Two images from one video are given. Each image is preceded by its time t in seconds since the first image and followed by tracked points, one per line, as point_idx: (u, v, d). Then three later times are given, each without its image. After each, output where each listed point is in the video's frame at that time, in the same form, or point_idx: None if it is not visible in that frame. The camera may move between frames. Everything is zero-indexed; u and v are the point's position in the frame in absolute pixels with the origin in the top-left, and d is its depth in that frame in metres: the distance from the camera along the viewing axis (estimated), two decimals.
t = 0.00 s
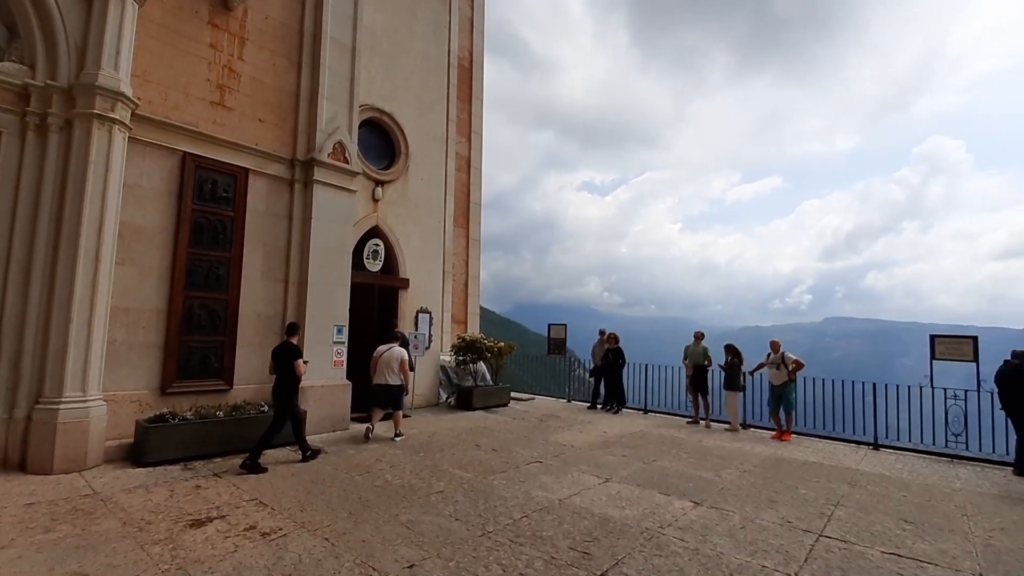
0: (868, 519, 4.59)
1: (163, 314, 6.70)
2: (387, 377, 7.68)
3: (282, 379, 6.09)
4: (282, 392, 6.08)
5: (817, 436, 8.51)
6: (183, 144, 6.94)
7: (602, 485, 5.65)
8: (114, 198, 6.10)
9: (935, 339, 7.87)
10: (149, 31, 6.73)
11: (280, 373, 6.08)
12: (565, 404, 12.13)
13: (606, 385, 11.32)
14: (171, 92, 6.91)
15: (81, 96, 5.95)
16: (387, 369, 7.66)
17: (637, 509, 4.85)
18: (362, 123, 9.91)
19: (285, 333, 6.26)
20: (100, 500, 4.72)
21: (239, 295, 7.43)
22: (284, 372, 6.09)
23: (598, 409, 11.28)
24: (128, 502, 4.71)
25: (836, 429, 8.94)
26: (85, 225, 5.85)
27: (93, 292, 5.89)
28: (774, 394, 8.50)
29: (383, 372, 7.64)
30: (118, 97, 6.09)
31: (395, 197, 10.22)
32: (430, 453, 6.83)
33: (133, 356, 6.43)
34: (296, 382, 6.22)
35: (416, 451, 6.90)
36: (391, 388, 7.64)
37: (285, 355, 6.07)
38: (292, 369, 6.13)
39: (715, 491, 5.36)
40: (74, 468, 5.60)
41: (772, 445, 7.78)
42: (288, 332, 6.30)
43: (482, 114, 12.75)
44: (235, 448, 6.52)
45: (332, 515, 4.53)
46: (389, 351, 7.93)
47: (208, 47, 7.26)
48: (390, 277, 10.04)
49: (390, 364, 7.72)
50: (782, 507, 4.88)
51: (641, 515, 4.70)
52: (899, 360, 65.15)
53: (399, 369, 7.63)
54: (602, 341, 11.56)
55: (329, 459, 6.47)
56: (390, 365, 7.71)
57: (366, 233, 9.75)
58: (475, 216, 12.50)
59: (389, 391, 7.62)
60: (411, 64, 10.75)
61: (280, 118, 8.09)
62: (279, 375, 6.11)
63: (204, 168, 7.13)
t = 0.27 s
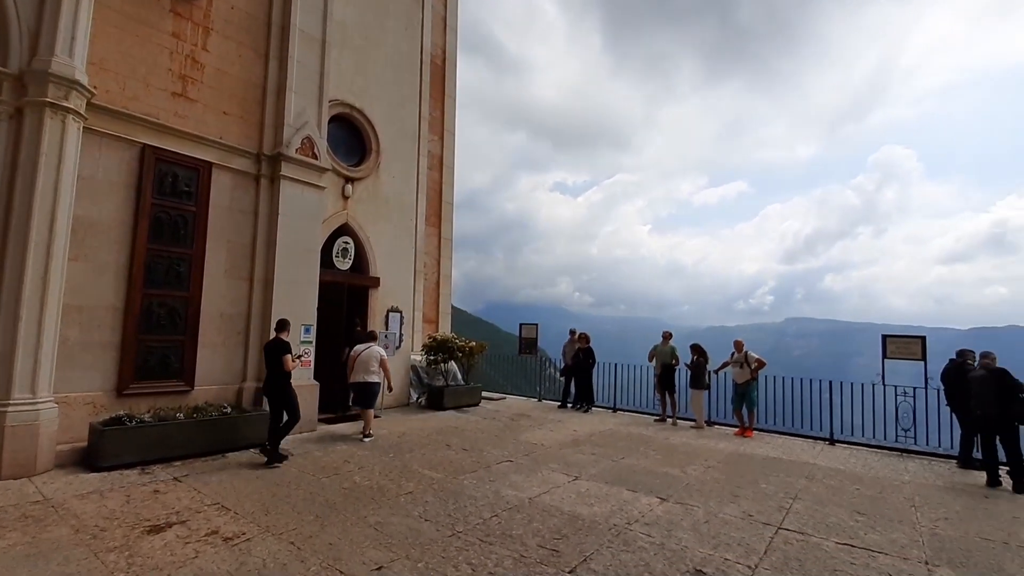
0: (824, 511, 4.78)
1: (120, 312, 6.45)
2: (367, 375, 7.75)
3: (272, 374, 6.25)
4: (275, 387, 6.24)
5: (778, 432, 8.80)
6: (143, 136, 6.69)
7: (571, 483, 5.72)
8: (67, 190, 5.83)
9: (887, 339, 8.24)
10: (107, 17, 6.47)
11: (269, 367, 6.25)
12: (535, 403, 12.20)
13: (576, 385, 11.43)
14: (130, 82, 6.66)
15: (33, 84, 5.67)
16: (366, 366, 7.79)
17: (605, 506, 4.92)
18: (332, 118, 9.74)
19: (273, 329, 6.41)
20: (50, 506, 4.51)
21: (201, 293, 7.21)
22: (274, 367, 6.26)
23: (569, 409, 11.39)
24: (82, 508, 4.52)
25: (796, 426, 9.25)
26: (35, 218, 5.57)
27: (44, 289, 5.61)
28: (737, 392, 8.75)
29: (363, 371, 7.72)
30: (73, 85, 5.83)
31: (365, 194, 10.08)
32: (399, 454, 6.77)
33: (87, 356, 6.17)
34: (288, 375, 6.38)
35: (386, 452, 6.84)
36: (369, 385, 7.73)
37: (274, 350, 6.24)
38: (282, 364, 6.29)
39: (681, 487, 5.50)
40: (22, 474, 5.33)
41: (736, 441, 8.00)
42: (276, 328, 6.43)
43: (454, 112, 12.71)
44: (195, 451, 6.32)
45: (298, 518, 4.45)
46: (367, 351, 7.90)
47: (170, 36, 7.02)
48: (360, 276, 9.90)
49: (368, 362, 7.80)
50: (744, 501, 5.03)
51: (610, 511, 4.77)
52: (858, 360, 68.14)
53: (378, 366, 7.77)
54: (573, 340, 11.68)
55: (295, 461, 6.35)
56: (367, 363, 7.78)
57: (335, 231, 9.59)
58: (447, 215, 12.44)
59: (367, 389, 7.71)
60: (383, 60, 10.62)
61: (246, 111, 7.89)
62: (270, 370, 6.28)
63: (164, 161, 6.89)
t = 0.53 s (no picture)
0: (781, 504, 4.97)
1: (71, 310, 6.16)
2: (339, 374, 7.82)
3: (258, 376, 6.27)
4: (262, 389, 6.27)
5: (739, 428, 9.09)
6: (97, 126, 6.40)
7: (539, 481, 5.77)
8: (14, 181, 5.52)
9: (841, 338, 8.62)
10: None
11: (257, 370, 6.27)
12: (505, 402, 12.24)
13: (545, 383, 11.52)
14: (84, 69, 6.36)
15: None
16: (338, 365, 7.84)
17: (573, 503, 4.99)
18: (299, 113, 9.54)
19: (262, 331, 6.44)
20: None
21: (159, 290, 6.95)
22: (261, 369, 6.27)
23: (538, 407, 11.47)
24: (28, 515, 4.30)
25: (756, 422, 9.57)
26: None
27: None
28: (701, 390, 8.99)
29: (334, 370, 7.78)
30: (22, 71, 5.51)
31: (333, 190, 9.91)
32: (366, 455, 6.70)
33: (34, 356, 5.86)
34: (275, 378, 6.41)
35: (353, 453, 6.75)
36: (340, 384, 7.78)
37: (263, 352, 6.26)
38: (269, 366, 6.32)
39: (646, 483, 5.62)
40: None
41: (700, 438, 8.22)
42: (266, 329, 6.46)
43: (425, 110, 12.64)
44: (152, 454, 6.09)
45: (260, 522, 4.35)
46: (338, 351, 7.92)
47: (127, 22, 6.75)
48: (327, 273, 9.72)
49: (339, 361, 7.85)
50: (706, 496, 5.18)
51: (577, 508, 4.84)
52: (816, 359, 70.88)
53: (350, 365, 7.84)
54: (542, 339, 11.73)
55: (258, 463, 6.20)
56: (339, 362, 7.83)
57: (301, 227, 9.39)
58: (417, 213, 12.35)
59: (339, 387, 7.78)
60: (353, 54, 10.47)
61: (209, 102, 7.65)
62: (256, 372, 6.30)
63: (120, 152, 6.61)
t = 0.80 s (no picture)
0: (745, 498, 5.12)
1: (20, 308, 5.87)
2: (311, 371, 7.79)
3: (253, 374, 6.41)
4: (256, 387, 6.41)
5: (706, 425, 9.31)
6: (51, 115, 6.11)
7: (510, 480, 5.79)
8: None
9: (802, 337, 8.92)
10: None
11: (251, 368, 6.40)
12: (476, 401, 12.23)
13: (517, 382, 11.55)
14: (37, 55, 6.07)
15: None
16: (310, 362, 7.80)
17: (543, 501, 5.03)
18: (266, 107, 9.31)
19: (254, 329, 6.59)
20: None
21: (116, 287, 6.68)
22: (255, 368, 6.39)
23: (510, 406, 11.50)
24: None
25: (722, 419, 9.81)
26: None
27: None
28: (670, 388, 9.17)
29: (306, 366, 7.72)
30: None
31: (302, 186, 9.71)
32: (335, 456, 6.59)
33: None
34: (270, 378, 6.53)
35: (321, 454, 6.63)
36: (312, 381, 7.77)
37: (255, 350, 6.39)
38: (264, 365, 6.44)
39: (615, 479, 5.71)
40: None
41: (668, 435, 8.37)
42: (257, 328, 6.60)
43: (398, 107, 12.51)
44: (109, 458, 5.85)
45: (224, 527, 4.23)
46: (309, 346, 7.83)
47: (84, 9, 6.46)
48: (295, 271, 9.52)
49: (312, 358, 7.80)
50: (673, 491, 5.29)
51: (547, 506, 4.88)
52: (779, 357, 73.09)
53: (323, 363, 7.85)
54: (515, 338, 11.75)
55: (222, 466, 6.03)
56: (311, 359, 7.79)
57: (268, 224, 9.17)
58: (389, 211, 12.21)
59: (310, 384, 7.78)
60: (324, 48, 10.28)
61: (171, 94, 7.39)
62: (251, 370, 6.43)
63: (75, 144, 6.33)
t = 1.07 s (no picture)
0: (709, 492, 5.24)
1: None
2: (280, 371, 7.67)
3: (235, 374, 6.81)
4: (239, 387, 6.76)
5: (674, 422, 9.50)
6: None
7: (481, 479, 5.78)
8: None
9: (765, 335, 9.19)
10: None
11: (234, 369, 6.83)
12: (448, 400, 12.17)
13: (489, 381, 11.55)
14: None
15: None
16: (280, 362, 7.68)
17: (514, 499, 5.04)
18: (231, 99, 9.04)
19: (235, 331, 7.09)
20: None
21: (69, 284, 6.38)
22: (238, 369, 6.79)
23: (481, 405, 11.48)
24: None
25: (690, 415, 10.03)
26: None
27: None
28: (640, 385, 9.31)
29: (276, 367, 7.59)
30: None
31: (268, 182, 9.46)
32: (302, 457, 6.46)
33: None
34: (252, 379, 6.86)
35: (287, 456, 6.49)
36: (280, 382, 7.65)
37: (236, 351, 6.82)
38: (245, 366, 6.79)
39: (585, 477, 5.77)
40: None
41: (637, 432, 8.50)
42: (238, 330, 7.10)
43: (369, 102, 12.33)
44: (61, 463, 5.59)
45: (184, 532, 4.10)
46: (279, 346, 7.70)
47: None
48: (261, 269, 9.28)
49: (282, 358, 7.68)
50: (641, 487, 5.38)
51: (518, 504, 4.89)
52: (745, 355, 75.10)
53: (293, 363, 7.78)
54: (487, 337, 11.73)
55: (183, 469, 5.84)
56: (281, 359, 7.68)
57: (233, 220, 8.90)
58: (360, 208, 12.02)
59: (278, 385, 7.66)
60: (293, 41, 10.04)
61: (130, 83, 7.11)
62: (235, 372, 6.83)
63: (25, 133, 6.03)
